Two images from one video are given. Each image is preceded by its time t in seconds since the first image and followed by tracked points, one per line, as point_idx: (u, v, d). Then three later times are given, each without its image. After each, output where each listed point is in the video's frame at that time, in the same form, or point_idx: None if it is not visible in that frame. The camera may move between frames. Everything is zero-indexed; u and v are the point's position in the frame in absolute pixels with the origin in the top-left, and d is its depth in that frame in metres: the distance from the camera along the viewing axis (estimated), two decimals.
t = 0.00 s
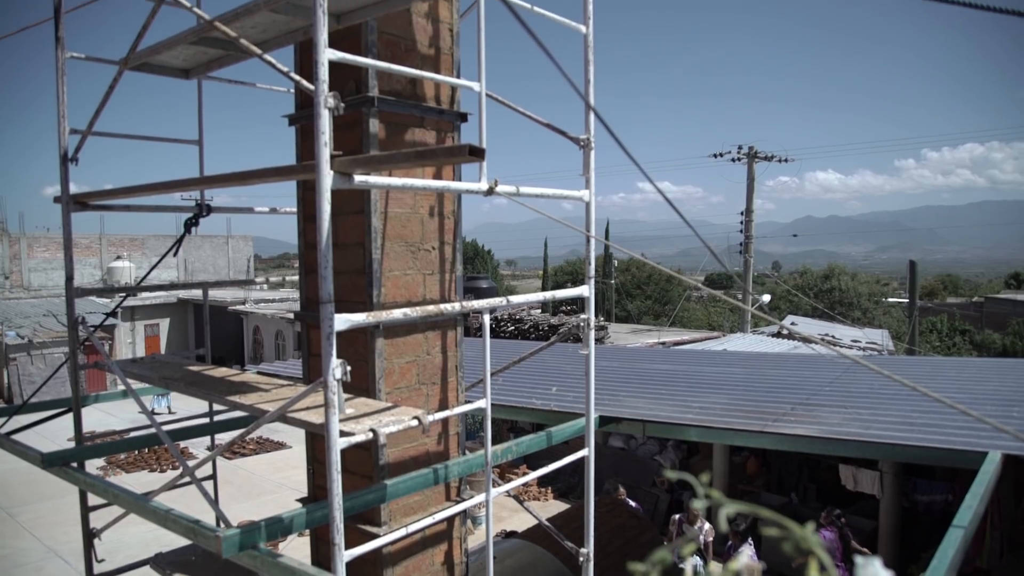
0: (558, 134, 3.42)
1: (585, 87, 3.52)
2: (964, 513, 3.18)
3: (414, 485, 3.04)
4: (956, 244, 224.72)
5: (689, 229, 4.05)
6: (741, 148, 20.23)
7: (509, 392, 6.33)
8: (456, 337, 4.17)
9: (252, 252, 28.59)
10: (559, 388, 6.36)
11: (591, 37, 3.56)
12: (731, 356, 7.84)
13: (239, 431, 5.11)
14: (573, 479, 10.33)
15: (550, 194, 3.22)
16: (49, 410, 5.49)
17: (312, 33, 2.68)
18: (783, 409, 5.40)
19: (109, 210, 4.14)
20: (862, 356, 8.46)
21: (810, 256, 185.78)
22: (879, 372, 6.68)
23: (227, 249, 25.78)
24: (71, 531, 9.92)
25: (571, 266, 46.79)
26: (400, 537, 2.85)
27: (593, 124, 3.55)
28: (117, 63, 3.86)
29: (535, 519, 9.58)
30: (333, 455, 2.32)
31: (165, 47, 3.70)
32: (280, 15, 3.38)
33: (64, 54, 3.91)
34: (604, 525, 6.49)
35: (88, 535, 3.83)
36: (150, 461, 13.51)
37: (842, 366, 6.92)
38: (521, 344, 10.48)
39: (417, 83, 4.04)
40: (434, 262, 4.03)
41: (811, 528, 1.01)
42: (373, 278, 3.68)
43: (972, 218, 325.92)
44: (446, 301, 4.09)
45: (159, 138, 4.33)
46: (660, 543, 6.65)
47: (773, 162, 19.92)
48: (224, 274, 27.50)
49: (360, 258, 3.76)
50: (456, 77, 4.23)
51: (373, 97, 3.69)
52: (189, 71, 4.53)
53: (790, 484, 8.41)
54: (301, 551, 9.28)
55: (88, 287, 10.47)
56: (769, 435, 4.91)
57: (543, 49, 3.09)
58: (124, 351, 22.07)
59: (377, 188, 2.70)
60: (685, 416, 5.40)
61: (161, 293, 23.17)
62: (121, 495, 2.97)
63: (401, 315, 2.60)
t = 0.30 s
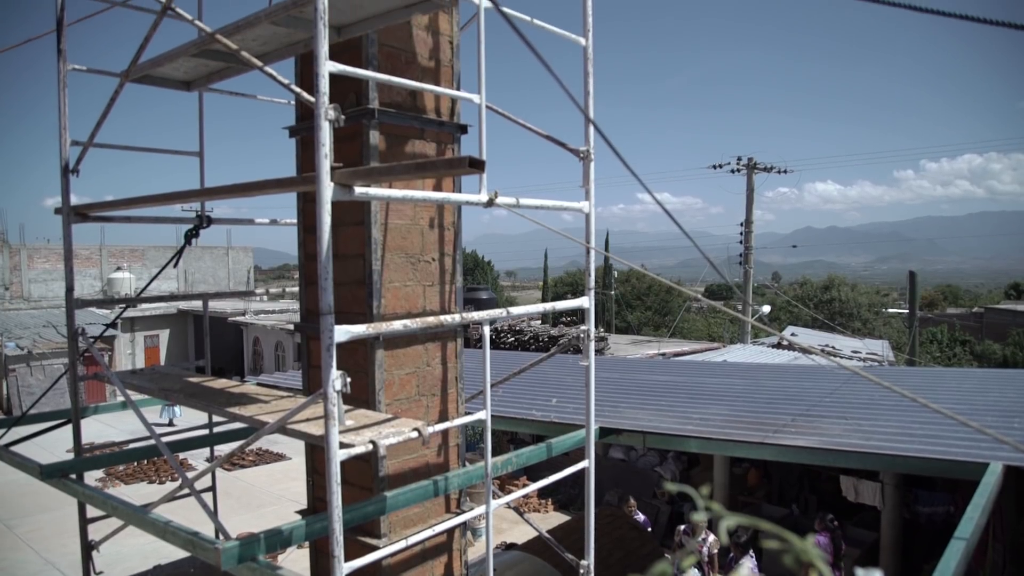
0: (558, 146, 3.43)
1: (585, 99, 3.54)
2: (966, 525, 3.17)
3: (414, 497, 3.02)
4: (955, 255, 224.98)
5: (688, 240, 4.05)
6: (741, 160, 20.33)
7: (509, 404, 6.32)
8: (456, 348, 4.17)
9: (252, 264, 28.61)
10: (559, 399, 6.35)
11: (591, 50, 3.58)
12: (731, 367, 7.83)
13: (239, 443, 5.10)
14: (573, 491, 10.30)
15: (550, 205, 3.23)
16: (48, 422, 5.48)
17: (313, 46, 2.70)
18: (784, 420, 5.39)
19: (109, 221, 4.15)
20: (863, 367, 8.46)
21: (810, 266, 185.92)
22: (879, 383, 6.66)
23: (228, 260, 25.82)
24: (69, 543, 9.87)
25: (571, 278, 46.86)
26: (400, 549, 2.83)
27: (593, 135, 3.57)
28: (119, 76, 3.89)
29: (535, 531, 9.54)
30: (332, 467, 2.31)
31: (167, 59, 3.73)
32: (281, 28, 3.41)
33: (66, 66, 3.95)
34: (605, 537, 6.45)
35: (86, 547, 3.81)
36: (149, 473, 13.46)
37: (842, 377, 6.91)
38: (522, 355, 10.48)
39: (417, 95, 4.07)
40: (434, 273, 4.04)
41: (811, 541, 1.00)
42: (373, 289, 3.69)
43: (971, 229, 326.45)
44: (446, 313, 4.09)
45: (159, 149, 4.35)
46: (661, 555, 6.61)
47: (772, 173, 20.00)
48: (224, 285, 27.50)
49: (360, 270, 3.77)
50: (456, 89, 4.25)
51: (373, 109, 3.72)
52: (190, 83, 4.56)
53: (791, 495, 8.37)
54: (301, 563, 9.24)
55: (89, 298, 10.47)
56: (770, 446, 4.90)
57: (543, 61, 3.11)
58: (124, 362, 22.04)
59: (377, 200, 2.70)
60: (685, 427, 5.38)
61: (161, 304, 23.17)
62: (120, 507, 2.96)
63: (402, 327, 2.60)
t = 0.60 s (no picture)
0: (558, 157, 3.45)
1: (585, 111, 3.56)
2: (968, 536, 3.16)
3: (414, 508, 3.01)
4: (955, 265, 225.16)
5: (688, 251, 4.05)
6: (740, 170, 20.39)
7: (509, 414, 6.31)
8: (456, 358, 4.17)
9: (253, 274, 28.63)
10: (559, 410, 6.34)
11: (590, 61, 3.61)
12: (731, 378, 7.82)
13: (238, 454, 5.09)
14: (574, 502, 10.27)
15: (550, 216, 3.24)
16: (48, 433, 5.47)
17: (313, 59, 2.72)
18: (784, 430, 5.38)
19: (109, 232, 4.17)
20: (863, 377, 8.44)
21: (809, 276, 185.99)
22: (878, 393, 6.64)
23: (228, 271, 25.85)
24: (68, 555, 9.83)
25: (571, 288, 46.88)
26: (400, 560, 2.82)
27: (593, 147, 3.58)
28: (121, 88, 3.92)
29: (535, 542, 9.51)
30: (333, 478, 2.31)
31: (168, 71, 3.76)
32: (282, 40, 3.44)
33: (68, 78, 3.98)
34: (605, 548, 6.42)
35: (84, 559, 3.78)
36: (148, 484, 13.41)
37: (842, 388, 6.89)
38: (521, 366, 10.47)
39: (417, 107, 4.09)
40: (434, 284, 4.05)
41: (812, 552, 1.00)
42: (373, 300, 3.69)
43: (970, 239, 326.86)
44: (446, 323, 4.10)
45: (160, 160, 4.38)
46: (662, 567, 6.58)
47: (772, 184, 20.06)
48: (224, 296, 27.51)
49: (360, 280, 3.78)
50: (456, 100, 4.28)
51: (373, 120, 3.74)
52: (191, 95, 4.60)
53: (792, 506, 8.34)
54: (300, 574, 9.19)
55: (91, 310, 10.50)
56: (770, 457, 4.88)
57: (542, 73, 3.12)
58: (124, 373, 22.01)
59: (378, 212, 2.71)
60: (685, 438, 5.38)
61: (161, 315, 23.17)
62: (119, 518, 2.95)
63: (402, 337, 2.60)
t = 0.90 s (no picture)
0: (557, 168, 3.46)
1: (585, 122, 3.58)
2: (971, 546, 3.14)
3: (414, 519, 3.00)
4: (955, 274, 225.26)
5: (688, 261, 4.06)
6: (739, 181, 20.50)
7: (509, 425, 6.29)
8: (456, 369, 4.17)
9: (253, 284, 28.65)
10: (560, 421, 6.32)
11: (590, 73, 3.63)
12: (732, 388, 7.80)
13: (238, 465, 5.07)
14: (574, 513, 10.23)
15: (550, 227, 3.25)
16: (46, 443, 5.45)
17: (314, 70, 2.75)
18: (785, 441, 5.37)
19: (110, 242, 4.19)
20: (863, 387, 8.43)
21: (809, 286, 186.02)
22: (877, 402, 6.63)
23: (228, 281, 25.87)
24: (65, 566, 9.78)
25: (571, 298, 46.89)
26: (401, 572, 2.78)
27: (592, 158, 3.60)
28: (122, 98, 3.95)
29: (535, 553, 9.47)
30: (332, 489, 2.30)
31: (169, 82, 3.78)
32: (283, 51, 3.45)
33: (70, 88, 4.01)
34: (606, 559, 6.37)
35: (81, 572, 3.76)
36: (147, 495, 13.35)
37: (842, 398, 6.88)
38: (521, 375, 10.46)
39: (417, 118, 4.11)
40: (434, 294, 4.05)
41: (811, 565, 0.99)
42: (373, 310, 3.69)
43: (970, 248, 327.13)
44: (446, 334, 4.09)
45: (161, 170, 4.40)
46: None
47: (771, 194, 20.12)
48: (224, 306, 27.50)
49: (360, 291, 3.78)
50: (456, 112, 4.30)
51: (373, 131, 3.75)
52: (192, 106, 4.61)
53: (793, 517, 8.33)
54: None
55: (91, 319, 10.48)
56: (771, 467, 4.87)
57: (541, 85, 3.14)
58: (123, 383, 21.97)
59: (378, 222, 2.72)
60: (686, 448, 5.36)
61: (161, 325, 23.16)
62: (118, 529, 2.93)
63: (402, 348, 2.60)
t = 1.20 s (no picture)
0: (557, 179, 3.48)
1: (584, 134, 3.61)
2: (973, 558, 3.13)
3: (413, 532, 2.98)
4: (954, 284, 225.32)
5: (688, 273, 4.06)
6: (739, 191, 20.56)
7: (509, 437, 6.27)
8: (456, 381, 4.16)
9: (252, 295, 28.66)
10: (559, 432, 6.30)
11: (589, 85, 3.66)
12: (732, 399, 7.78)
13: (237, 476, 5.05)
14: (574, 525, 10.19)
15: (550, 238, 3.26)
16: (45, 455, 5.43)
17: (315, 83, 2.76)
18: (785, 452, 5.35)
19: (111, 253, 4.20)
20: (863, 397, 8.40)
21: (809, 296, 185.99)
22: (877, 413, 6.61)
23: (228, 292, 25.88)
24: None
25: (571, 309, 46.87)
26: None
27: (592, 170, 3.62)
28: (125, 111, 3.98)
29: (536, 566, 9.41)
30: (332, 502, 2.29)
31: (171, 94, 3.80)
32: (284, 64, 3.47)
33: (72, 100, 4.03)
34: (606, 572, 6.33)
35: None
36: (145, 507, 13.30)
37: (842, 409, 6.86)
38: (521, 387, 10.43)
39: (417, 130, 4.13)
40: (434, 306, 4.05)
41: None
42: (373, 322, 3.70)
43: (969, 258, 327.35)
44: (446, 345, 4.10)
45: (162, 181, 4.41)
46: None
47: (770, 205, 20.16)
48: (224, 317, 27.50)
49: (360, 303, 3.78)
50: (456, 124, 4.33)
51: (373, 143, 3.77)
52: (193, 117, 4.64)
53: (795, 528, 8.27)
54: None
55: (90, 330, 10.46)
56: (772, 479, 4.85)
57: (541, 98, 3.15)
58: (123, 394, 21.93)
59: (378, 234, 2.72)
60: (686, 460, 5.34)
61: (161, 336, 23.14)
62: (116, 541, 2.92)
63: (402, 359, 2.59)
